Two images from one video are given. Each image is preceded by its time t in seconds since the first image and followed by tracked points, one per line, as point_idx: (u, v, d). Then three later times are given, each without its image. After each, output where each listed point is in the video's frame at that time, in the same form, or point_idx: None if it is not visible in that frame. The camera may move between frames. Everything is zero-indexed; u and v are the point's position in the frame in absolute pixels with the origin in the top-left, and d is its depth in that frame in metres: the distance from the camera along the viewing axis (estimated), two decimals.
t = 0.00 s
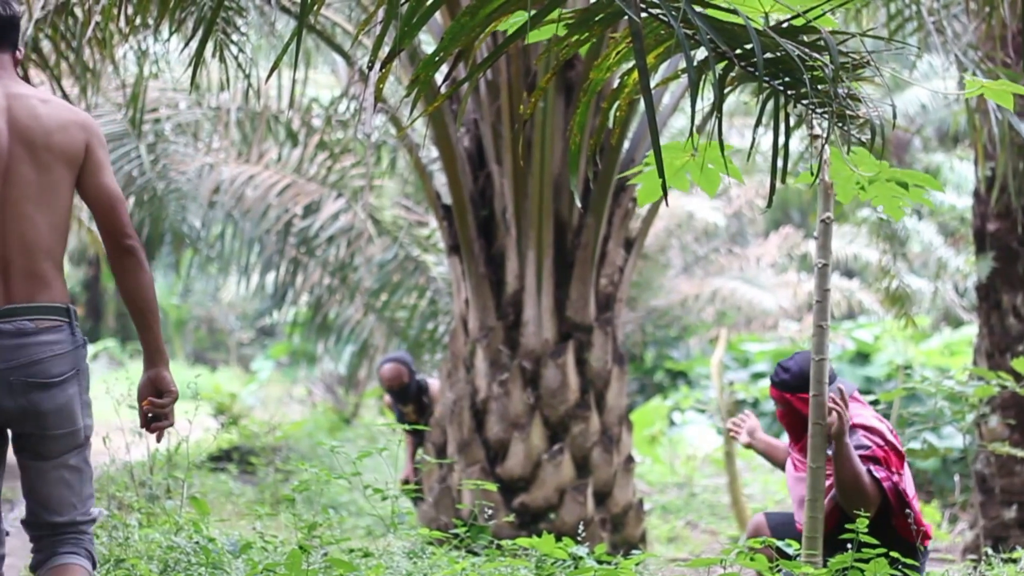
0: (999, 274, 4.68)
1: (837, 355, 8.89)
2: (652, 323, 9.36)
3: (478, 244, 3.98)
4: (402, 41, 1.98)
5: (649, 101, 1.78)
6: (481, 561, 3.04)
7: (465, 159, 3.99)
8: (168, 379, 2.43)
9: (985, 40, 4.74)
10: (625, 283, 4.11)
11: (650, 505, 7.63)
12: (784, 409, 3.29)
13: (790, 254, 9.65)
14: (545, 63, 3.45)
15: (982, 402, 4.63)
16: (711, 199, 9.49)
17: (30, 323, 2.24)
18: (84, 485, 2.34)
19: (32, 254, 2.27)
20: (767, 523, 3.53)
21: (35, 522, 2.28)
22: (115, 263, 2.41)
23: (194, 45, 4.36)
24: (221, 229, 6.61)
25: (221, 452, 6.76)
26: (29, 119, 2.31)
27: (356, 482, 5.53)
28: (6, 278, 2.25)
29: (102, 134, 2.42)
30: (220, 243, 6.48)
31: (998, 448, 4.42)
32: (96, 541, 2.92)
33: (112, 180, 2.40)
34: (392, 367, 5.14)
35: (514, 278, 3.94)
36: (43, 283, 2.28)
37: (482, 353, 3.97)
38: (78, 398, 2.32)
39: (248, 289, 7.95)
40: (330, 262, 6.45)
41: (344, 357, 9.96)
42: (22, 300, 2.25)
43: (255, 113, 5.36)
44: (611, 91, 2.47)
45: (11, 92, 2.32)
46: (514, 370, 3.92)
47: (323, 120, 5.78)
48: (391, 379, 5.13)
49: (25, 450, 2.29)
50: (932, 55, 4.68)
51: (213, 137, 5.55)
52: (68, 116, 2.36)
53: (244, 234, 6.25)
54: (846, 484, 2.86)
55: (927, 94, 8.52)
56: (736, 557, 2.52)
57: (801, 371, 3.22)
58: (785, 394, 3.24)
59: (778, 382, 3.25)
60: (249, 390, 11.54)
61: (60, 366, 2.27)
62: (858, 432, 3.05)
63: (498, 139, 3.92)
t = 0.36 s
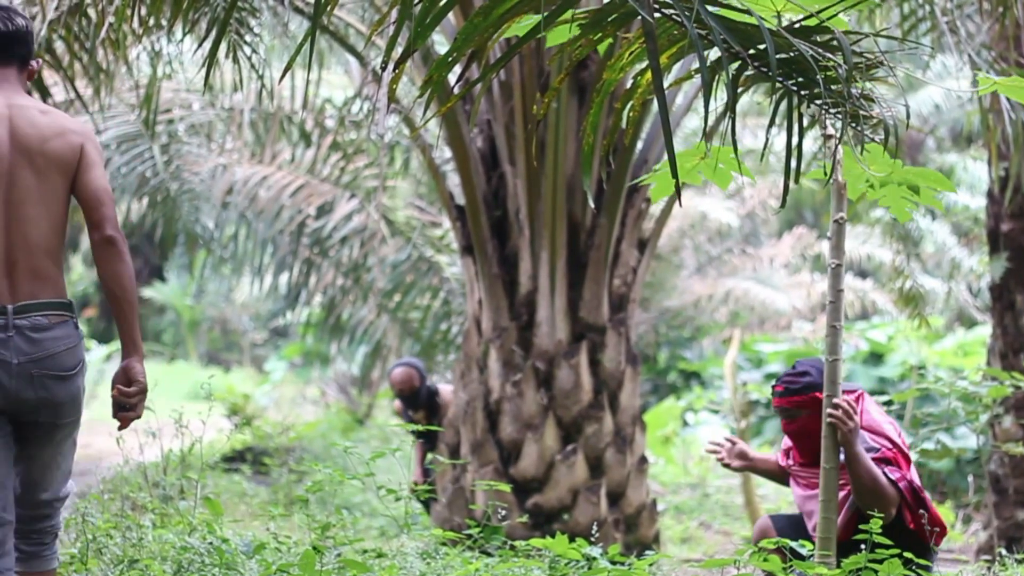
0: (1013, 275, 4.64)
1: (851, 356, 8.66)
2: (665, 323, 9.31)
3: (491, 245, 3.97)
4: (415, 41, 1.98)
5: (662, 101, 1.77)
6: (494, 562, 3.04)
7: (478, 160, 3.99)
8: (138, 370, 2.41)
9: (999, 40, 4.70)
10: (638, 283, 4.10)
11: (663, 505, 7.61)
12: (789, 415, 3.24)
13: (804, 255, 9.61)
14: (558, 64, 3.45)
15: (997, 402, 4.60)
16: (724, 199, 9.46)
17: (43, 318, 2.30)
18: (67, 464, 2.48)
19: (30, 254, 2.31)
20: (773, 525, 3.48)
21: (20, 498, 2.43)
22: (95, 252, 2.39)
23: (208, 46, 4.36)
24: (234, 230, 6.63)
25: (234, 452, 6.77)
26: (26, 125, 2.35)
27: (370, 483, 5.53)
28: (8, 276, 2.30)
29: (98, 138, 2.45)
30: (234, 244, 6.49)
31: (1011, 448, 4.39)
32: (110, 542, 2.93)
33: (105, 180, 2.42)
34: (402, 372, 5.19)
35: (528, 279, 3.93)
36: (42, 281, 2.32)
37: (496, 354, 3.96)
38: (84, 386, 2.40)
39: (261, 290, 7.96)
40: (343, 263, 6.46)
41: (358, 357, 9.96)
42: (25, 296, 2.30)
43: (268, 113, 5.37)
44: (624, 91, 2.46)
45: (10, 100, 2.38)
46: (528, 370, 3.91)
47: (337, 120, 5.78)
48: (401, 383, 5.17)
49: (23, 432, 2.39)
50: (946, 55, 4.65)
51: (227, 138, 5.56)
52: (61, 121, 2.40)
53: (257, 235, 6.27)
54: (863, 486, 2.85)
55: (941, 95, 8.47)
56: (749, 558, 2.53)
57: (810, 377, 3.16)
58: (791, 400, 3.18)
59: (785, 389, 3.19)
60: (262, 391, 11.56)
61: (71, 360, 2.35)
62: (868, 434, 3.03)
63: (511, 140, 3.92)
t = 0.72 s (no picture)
0: (1020, 275, 4.62)
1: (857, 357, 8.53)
2: (672, 324, 9.24)
3: (497, 245, 3.97)
4: (421, 42, 1.98)
5: (667, 102, 1.77)
6: (500, 562, 3.04)
7: (485, 160, 3.99)
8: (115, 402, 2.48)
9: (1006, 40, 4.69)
10: (644, 283, 4.10)
11: (670, 506, 7.59)
12: (756, 422, 3.38)
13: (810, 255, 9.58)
14: (565, 65, 3.45)
15: (1003, 403, 4.58)
16: (731, 199, 9.44)
17: (31, 332, 2.31)
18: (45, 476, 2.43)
19: (25, 280, 2.32)
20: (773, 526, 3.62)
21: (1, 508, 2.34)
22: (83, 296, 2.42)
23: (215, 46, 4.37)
24: (240, 230, 6.64)
25: (241, 453, 6.78)
26: (31, 156, 2.36)
27: (377, 484, 5.54)
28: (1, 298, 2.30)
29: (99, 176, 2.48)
30: (240, 244, 6.50)
31: (1019, 449, 4.37)
32: (116, 542, 2.95)
33: (101, 222, 2.45)
34: (404, 370, 5.26)
35: (534, 279, 3.93)
36: (34, 306, 2.33)
37: (502, 354, 3.96)
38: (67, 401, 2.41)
39: (268, 291, 7.97)
40: (350, 263, 6.46)
41: (364, 358, 9.97)
42: (16, 314, 2.30)
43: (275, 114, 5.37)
44: (630, 92, 2.46)
45: (17, 131, 2.38)
46: (534, 371, 3.91)
47: (343, 121, 5.79)
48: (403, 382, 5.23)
49: (4, 440, 2.36)
50: (953, 56, 4.64)
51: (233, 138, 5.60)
52: (66, 157, 2.41)
53: (263, 235, 6.28)
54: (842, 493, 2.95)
55: (948, 96, 8.45)
56: (756, 558, 2.55)
57: (773, 388, 3.30)
58: (758, 406, 3.32)
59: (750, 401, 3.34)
60: (269, 391, 11.57)
61: (56, 371, 2.35)
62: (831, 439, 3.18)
63: (518, 141, 3.92)
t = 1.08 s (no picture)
0: None
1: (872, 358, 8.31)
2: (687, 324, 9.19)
3: (512, 245, 3.97)
4: (435, 43, 1.98)
5: (682, 102, 1.76)
6: (516, 562, 3.03)
7: (499, 161, 3.98)
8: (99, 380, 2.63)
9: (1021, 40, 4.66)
10: (659, 284, 4.08)
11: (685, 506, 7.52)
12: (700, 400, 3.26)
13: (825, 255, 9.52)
14: (579, 65, 3.44)
15: (1019, 404, 4.55)
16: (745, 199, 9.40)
17: (28, 328, 2.46)
18: (50, 469, 2.54)
19: (23, 277, 2.47)
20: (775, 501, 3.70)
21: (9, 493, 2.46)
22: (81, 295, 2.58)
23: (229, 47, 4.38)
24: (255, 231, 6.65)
25: (256, 453, 6.79)
26: (23, 163, 2.51)
27: (392, 484, 5.54)
28: (1, 294, 2.45)
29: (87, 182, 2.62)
30: (254, 245, 6.52)
31: None
32: (131, 543, 2.96)
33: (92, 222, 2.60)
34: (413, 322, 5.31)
35: (548, 279, 3.93)
36: (32, 299, 2.48)
37: (517, 355, 3.96)
38: (66, 390, 2.54)
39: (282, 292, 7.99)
40: (364, 264, 6.46)
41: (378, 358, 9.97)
42: (17, 311, 2.46)
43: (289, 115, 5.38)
44: (645, 92, 2.46)
45: (9, 142, 2.53)
46: (549, 371, 3.91)
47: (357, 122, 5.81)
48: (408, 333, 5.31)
49: (8, 433, 2.49)
50: (968, 56, 4.61)
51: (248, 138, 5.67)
52: (55, 162, 2.56)
53: (278, 235, 6.29)
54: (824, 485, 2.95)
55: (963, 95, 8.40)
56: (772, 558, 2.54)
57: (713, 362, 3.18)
58: (697, 384, 3.22)
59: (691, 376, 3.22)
60: (284, 391, 11.58)
61: (53, 362, 2.50)
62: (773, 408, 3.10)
63: (532, 141, 3.91)
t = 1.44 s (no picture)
0: None
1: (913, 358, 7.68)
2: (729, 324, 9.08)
3: (555, 246, 3.95)
4: (478, 44, 1.97)
5: (724, 105, 1.72)
6: (559, 563, 3.02)
7: (541, 162, 3.96)
8: (129, 374, 2.69)
9: None
10: (702, 285, 4.04)
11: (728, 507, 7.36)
12: (686, 354, 3.17)
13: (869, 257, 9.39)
14: (620, 66, 3.41)
15: None
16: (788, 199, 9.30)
17: (43, 328, 2.57)
18: (87, 448, 2.70)
19: (34, 276, 2.58)
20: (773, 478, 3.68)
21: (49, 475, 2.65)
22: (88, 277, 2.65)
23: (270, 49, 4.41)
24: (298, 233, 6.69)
25: (299, 454, 6.82)
26: (26, 168, 2.62)
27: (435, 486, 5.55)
28: (15, 294, 2.56)
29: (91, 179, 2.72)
30: (297, 247, 6.56)
31: None
32: (175, 543, 2.99)
33: (97, 213, 2.69)
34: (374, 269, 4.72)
35: (591, 280, 3.91)
36: (44, 296, 2.59)
37: (559, 356, 3.94)
38: (83, 386, 2.66)
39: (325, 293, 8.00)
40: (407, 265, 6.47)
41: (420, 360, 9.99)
42: (31, 311, 2.57)
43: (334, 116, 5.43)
44: (686, 93, 2.44)
45: (15, 147, 2.64)
46: (592, 372, 3.88)
47: (398, 123, 5.82)
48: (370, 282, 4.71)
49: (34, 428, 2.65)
50: (1015, 52, 4.52)
51: (290, 141, 5.88)
52: (57, 163, 2.66)
53: (320, 237, 6.32)
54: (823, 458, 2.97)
55: (1009, 93, 8.25)
56: (814, 559, 2.53)
57: (709, 313, 3.07)
58: (686, 339, 3.11)
59: (686, 326, 3.11)
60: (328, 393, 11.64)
61: (71, 361, 2.62)
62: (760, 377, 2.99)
63: (574, 142, 3.89)
